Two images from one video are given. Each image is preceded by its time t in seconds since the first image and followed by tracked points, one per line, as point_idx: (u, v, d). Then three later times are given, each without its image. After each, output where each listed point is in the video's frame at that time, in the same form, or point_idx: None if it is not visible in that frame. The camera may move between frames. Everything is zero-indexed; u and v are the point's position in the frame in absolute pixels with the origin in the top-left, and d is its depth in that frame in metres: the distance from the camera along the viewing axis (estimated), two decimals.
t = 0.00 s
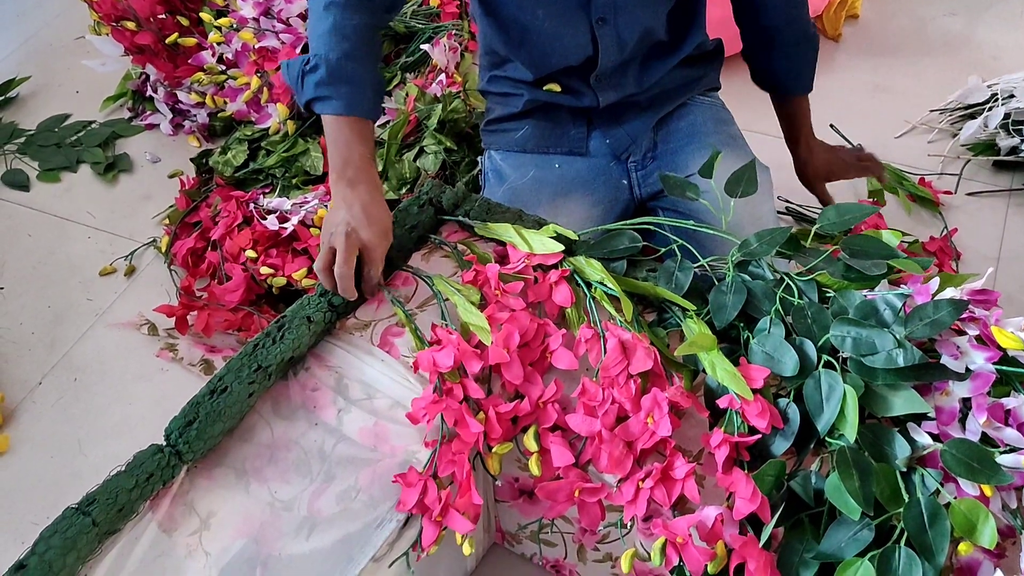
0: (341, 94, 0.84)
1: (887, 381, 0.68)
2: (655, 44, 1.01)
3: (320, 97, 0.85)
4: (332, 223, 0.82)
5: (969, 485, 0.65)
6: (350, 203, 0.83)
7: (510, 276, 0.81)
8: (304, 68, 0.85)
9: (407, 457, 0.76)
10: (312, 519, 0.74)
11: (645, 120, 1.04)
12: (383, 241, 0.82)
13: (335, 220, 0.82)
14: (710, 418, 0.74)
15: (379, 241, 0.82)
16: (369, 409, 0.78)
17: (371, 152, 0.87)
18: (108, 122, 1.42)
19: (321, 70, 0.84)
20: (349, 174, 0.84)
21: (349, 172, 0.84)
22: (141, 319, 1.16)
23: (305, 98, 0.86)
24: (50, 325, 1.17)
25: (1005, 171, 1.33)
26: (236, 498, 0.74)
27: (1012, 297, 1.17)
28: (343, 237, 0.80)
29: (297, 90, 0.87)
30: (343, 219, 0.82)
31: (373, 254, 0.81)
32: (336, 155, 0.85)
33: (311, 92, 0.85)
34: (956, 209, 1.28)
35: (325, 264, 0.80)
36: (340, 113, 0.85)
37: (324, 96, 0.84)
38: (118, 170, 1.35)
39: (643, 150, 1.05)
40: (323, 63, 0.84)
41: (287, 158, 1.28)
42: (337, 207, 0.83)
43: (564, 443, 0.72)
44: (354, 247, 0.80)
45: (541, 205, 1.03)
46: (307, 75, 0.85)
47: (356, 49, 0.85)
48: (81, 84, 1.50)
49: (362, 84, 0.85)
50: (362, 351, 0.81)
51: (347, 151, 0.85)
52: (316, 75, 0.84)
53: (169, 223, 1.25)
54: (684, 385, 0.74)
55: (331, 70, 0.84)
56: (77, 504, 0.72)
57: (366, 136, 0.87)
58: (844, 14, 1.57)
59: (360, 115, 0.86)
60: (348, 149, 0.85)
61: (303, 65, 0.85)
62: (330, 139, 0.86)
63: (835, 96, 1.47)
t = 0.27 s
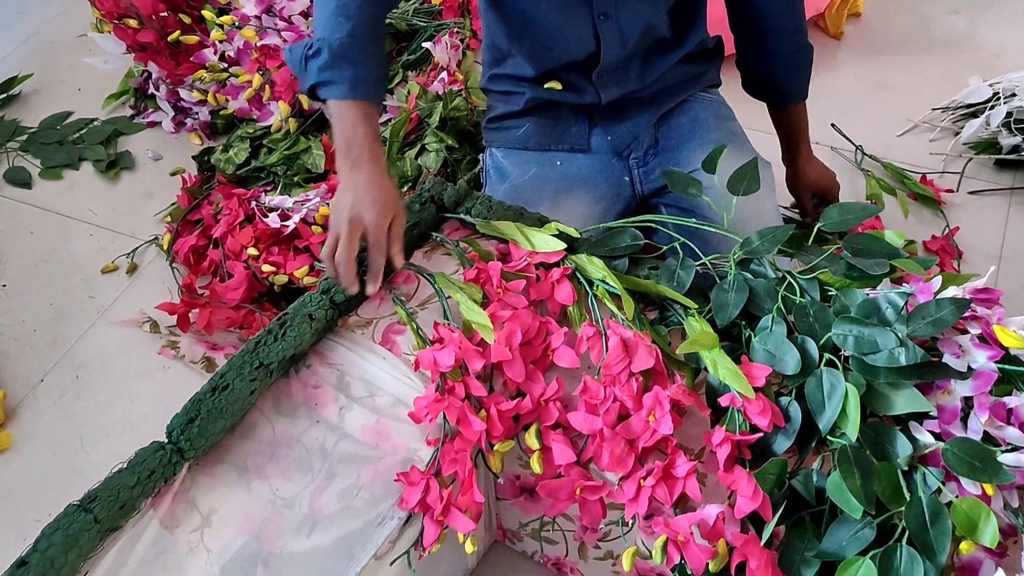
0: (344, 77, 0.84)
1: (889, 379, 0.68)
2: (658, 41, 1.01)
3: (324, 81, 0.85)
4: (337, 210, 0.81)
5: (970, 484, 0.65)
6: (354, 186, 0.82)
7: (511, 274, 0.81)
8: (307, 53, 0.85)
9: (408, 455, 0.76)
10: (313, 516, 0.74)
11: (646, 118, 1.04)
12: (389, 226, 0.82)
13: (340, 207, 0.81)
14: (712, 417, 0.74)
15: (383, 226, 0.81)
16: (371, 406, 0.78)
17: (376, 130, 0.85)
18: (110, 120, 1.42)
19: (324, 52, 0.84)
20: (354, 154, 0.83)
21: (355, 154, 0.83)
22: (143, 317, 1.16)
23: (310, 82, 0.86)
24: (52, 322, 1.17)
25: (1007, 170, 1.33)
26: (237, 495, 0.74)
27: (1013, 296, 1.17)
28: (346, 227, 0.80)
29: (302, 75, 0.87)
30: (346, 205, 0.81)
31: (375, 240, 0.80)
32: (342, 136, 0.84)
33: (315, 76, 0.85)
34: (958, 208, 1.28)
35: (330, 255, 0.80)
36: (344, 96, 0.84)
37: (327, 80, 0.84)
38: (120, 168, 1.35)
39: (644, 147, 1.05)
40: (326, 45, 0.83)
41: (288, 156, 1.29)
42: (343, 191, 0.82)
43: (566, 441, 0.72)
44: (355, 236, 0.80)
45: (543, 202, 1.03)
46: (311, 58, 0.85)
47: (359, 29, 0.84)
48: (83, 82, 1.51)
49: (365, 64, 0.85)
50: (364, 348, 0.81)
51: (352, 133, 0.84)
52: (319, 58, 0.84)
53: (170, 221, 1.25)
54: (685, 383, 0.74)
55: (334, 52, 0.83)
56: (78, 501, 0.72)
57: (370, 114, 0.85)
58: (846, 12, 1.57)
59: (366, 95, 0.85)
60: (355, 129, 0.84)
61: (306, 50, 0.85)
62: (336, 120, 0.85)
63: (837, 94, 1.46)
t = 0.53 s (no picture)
0: (444, 11, 0.90)
1: (892, 377, 0.68)
2: (660, 39, 1.01)
3: (432, 31, 0.91)
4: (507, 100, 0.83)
5: (972, 482, 0.65)
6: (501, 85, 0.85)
7: (513, 271, 0.81)
8: (404, 24, 0.93)
9: (411, 452, 0.76)
10: (315, 513, 0.74)
11: (647, 117, 1.04)
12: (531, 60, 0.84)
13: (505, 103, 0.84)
14: (714, 414, 0.74)
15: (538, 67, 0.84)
16: (373, 404, 0.78)
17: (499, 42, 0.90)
18: (113, 118, 1.43)
19: (416, 11, 0.92)
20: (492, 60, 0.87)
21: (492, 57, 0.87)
22: (146, 314, 1.16)
23: (427, 44, 0.93)
24: (56, 320, 1.17)
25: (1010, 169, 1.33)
26: (240, 492, 0.74)
27: (1016, 295, 1.17)
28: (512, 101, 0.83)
29: (412, 50, 0.95)
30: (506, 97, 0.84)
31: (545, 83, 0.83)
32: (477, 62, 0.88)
33: (428, 34, 0.92)
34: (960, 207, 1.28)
35: (517, 116, 0.82)
36: (454, 31, 0.90)
37: (435, 28, 0.91)
38: (123, 166, 1.35)
39: (644, 148, 1.05)
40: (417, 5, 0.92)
41: (291, 154, 1.29)
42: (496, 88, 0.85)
43: (568, 438, 0.72)
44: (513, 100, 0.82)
45: (541, 198, 1.04)
46: (411, 24, 0.93)
47: None
48: (87, 80, 1.51)
49: None
50: (367, 345, 0.81)
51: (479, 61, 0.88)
52: (421, 20, 0.92)
53: (173, 219, 1.25)
54: (687, 381, 0.74)
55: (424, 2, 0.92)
56: (82, 497, 0.72)
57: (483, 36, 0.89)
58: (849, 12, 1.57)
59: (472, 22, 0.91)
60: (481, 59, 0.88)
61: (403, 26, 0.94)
62: (463, 54, 0.89)
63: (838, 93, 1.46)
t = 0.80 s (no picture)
0: (556, 23, 0.91)
1: (892, 377, 0.68)
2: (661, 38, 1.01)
3: (555, 45, 0.92)
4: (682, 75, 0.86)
5: (973, 481, 0.65)
6: (673, 50, 0.86)
7: (515, 270, 0.81)
8: (519, 58, 0.94)
9: (412, 451, 0.76)
10: (316, 512, 0.75)
11: (648, 116, 1.04)
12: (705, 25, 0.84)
13: (678, 76, 0.87)
14: (715, 414, 0.74)
15: (706, 22, 0.83)
16: (374, 403, 0.78)
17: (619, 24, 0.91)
18: (116, 118, 1.43)
19: (528, 40, 0.92)
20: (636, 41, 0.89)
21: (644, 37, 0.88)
22: (148, 314, 1.16)
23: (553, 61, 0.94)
24: (58, 319, 1.18)
25: (1011, 169, 1.33)
26: (241, 491, 0.75)
27: (1017, 295, 1.17)
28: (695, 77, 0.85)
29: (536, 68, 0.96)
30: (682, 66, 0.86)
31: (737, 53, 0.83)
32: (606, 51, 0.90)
33: (549, 44, 0.92)
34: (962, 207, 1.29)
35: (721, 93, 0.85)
36: (575, 37, 0.91)
37: (559, 42, 0.91)
38: (126, 166, 1.35)
39: (646, 146, 1.05)
40: (526, 36, 0.92)
41: (293, 154, 1.29)
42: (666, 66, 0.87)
43: (568, 437, 0.72)
44: (709, 67, 0.84)
45: (545, 199, 1.04)
46: (529, 54, 0.93)
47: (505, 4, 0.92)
48: (89, 80, 1.51)
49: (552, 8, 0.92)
50: (368, 344, 0.81)
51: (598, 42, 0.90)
52: (539, 47, 0.92)
53: (175, 219, 1.25)
54: (688, 381, 0.74)
55: (528, 27, 0.92)
56: (84, 496, 0.72)
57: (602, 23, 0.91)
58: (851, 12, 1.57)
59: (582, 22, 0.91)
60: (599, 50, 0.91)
61: (517, 60, 0.94)
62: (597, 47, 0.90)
63: (840, 93, 1.47)
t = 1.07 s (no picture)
0: (516, 26, 0.94)
1: (890, 376, 0.68)
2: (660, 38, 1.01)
3: (512, 48, 0.95)
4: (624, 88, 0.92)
5: (971, 480, 0.65)
6: (618, 59, 0.91)
7: (514, 271, 0.81)
8: (478, 57, 0.97)
9: (411, 450, 0.76)
10: (317, 511, 0.75)
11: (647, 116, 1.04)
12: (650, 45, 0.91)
13: (620, 90, 0.92)
14: (714, 413, 0.74)
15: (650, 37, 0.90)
16: (374, 403, 0.78)
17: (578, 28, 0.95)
18: (116, 119, 1.43)
19: (488, 38, 0.95)
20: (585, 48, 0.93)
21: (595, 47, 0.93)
22: (148, 314, 1.17)
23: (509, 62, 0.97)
24: (59, 320, 1.18)
25: (1011, 169, 1.33)
26: (241, 491, 0.75)
27: (1016, 295, 1.17)
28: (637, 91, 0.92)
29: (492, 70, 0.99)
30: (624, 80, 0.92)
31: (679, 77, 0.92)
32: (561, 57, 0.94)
33: (508, 49, 0.95)
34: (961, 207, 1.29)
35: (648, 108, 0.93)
36: (532, 41, 0.95)
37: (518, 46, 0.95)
38: (126, 167, 1.36)
39: (645, 145, 1.05)
40: (486, 34, 0.95)
41: (294, 155, 1.30)
42: (608, 74, 0.93)
43: (567, 437, 0.72)
44: (647, 84, 0.91)
45: (544, 199, 1.04)
46: (487, 52, 0.96)
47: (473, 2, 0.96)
48: (90, 81, 1.52)
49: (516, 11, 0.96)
50: (368, 344, 0.81)
51: (553, 48, 0.94)
52: (497, 46, 0.96)
53: (176, 219, 1.26)
54: (687, 380, 0.74)
55: (489, 28, 0.95)
56: (84, 496, 0.72)
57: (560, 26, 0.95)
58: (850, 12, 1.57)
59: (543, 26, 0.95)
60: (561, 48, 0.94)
61: (476, 58, 0.97)
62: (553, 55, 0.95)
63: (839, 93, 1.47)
